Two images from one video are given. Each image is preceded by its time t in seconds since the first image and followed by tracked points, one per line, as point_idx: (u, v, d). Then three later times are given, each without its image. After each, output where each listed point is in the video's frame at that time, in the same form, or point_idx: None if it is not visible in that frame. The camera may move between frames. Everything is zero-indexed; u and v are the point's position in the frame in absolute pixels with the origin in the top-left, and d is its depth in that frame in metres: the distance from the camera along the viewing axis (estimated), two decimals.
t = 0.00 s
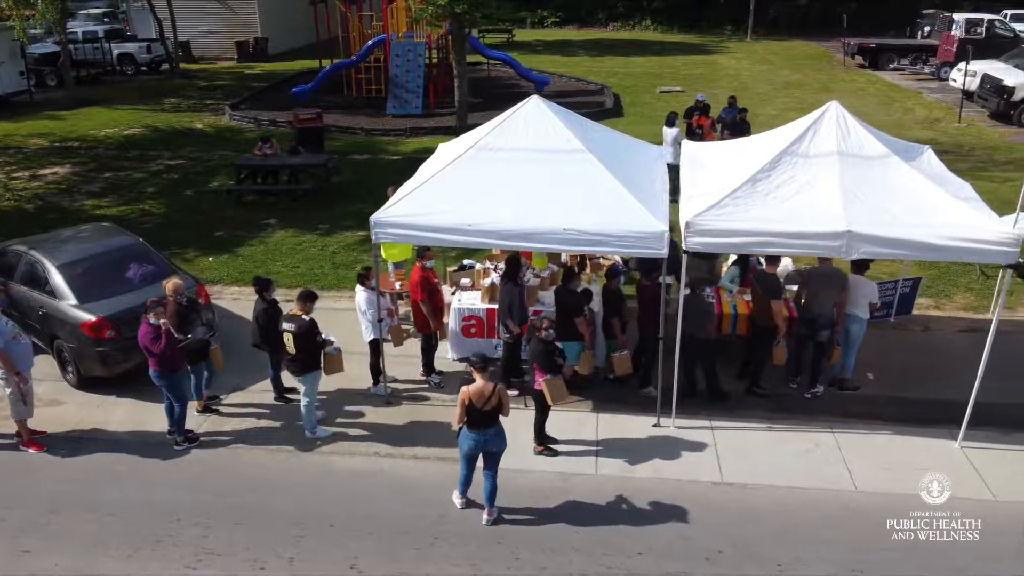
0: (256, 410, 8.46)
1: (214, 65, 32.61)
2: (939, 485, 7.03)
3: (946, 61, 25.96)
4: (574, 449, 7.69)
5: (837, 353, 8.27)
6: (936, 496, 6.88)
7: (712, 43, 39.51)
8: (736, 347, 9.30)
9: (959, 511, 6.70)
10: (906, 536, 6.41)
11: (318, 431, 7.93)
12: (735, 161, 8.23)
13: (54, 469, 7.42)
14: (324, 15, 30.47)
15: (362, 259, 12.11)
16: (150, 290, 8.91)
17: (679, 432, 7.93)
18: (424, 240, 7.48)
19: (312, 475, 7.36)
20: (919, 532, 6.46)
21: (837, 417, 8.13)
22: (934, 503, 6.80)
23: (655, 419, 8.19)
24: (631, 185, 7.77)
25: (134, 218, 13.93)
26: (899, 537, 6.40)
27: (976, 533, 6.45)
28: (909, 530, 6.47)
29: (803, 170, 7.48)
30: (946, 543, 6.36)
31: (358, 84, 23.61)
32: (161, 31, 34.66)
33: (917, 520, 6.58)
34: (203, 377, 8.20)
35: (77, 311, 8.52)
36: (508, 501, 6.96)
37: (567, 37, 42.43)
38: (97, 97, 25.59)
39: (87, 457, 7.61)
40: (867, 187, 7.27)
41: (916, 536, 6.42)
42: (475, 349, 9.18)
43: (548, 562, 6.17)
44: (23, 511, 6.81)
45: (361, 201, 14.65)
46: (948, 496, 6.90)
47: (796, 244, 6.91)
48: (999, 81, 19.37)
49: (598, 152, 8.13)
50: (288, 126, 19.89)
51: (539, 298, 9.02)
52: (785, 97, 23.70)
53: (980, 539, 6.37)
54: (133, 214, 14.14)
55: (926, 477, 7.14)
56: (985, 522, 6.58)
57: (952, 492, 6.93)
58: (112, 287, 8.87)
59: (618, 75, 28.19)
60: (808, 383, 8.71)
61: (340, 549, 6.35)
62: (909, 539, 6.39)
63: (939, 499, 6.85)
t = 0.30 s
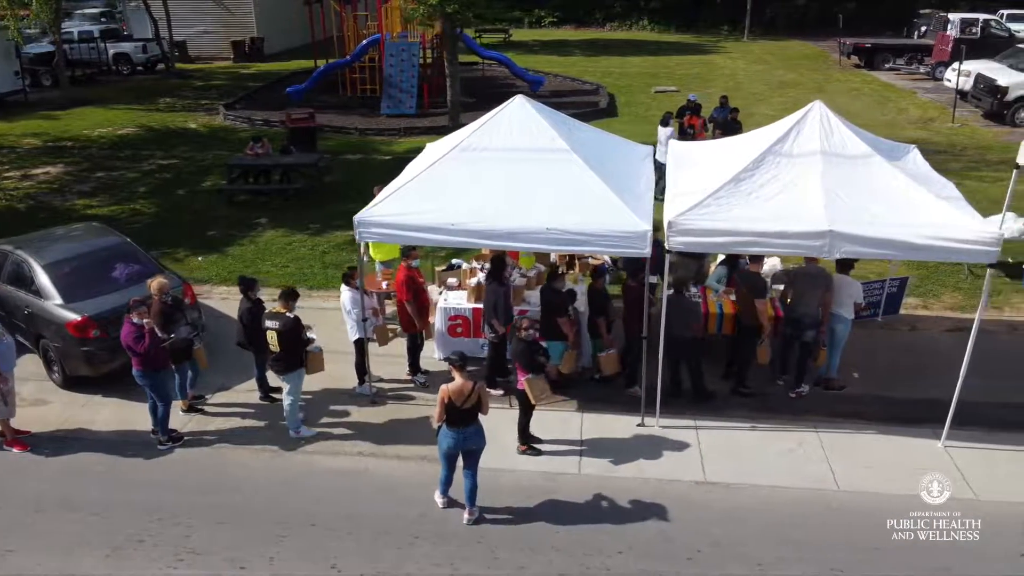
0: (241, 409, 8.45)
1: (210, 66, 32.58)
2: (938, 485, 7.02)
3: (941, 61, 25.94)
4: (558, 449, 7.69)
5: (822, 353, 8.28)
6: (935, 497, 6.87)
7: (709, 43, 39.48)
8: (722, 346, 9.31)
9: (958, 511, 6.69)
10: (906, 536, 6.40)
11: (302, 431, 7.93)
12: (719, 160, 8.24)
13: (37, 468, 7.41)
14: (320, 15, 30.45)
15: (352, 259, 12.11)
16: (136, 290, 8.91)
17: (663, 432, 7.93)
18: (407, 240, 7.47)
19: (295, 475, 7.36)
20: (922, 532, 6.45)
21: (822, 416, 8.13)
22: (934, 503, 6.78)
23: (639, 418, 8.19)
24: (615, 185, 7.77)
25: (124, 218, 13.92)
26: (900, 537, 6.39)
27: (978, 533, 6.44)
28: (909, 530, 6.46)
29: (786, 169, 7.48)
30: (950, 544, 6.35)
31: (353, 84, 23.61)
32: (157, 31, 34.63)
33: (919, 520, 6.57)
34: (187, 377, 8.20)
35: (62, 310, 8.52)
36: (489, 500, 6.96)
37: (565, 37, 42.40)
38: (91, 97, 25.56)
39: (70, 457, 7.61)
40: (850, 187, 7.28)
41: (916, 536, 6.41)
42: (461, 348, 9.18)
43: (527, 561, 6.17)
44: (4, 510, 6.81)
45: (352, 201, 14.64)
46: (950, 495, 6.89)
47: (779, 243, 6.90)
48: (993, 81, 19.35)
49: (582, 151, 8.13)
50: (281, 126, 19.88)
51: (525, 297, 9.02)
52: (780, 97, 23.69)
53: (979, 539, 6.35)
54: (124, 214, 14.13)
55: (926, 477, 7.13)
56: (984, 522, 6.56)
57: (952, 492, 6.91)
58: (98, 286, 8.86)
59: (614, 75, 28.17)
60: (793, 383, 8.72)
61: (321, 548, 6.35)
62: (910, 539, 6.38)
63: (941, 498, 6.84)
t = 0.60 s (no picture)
0: (225, 409, 8.45)
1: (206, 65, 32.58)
2: (938, 485, 7.01)
3: (936, 61, 25.94)
4: (541, 449, 7.69)
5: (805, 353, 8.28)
6: (935, 496, 6.86)
7: (706, 43, 39.47)
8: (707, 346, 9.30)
9: (958, 511, 6.68)
10: (906, 536, 6.40)
11: (286, 430, 7.94)
12: (703, 160, 8.24)
13: (20, 468, 7.42)
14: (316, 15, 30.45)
15: (341, 259, 12.12)
16: (122, 289, 8.91)
17: (647, 431, 7.93)
18: (389, 240, 7.47)
19: (278, 475, 7.36)
20: (920, 532, 6.45)
21: (806, 416, 8.13)
22: (934, 502, 6.77)
23: (624, 418, 8.19)
24: (599, 185, 7.77)
25: (115, 218, 13.92)
26: (899, 537, 6.38)
27: (977, 533, 6.42)
28: (909, 530, 6.46)
29: (769, 169, 7.49)
30: (948, 544, 6.34)
31: (347, 84, 23.63)
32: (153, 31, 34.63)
33: (918, 520, 6.56)
34: (171, 377, 8.20)
35: (47, 309, 8.51)
36: (471, 500, 6.95)
37: (562, 37, 42.39)
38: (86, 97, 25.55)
39: (53, 456, 7.61)
40: (833, 187, 7.28)
41: (916, 535, 6.41)
42: (448, 348, 9.18)
43: (507, 561, 6.17)
44: None
45: (343, 201, 14.64)
46: (949, 496, 6.87)
47: (761, 243, 6.91)
48: (986, 81, 19.34)
49: (566, 151, 8.14)
50: (274, 126, 19.89)
51: (511, 297, 9.01)
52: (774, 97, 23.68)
53: (979, 539, 6.34)
54: (115, 213, 14.13)
55: (926, 477, 7.12)
56: (984, 522, 6.54)
57: (952, 491, 6.91)
58: (84, 286, 8.87)
59: (609, 75, 28.17)
60: (778, 383, 8.72)
61: (301, 548, 6.35)
62: (910, 538, 6.38)
63: (940, 499, 6.83)
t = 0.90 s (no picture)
0: (210, 409, 8.44)
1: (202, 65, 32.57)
2: (938, 485, 6.99)
3: (931, 61, 25.94)
4: (526, 449, 7.68)
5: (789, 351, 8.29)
6: (935, 496, 6.85)
7: (703, 43, 39.45)
8: (694, 346, 9.31)
9: (958, 511, 6.66)
10: (907, 536, 6.39)
11: (271, 429, 7.95)
12: (688, 159, 8.25)
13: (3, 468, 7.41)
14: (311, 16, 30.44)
15: (331, 258, 12.12)
16: (109, 289, 8.90)
17: (631, 431, 7.93)
18: (373, 239, 7.48)
19: (261, 474, 7.36)
20: (921, 532, 6.44)
21: (791, 415, 8.14)
22: (934, 502, 6.76)
23: (608, 417, 8.19)
24: (582, 184, 7.77)
25: (106, 218, 13.90)
26: (900, 538, 6.37)
27: (977, 533, 6.41)
28: (909, 530, 6.46)
29: (752, 169, 7.49)
30: (949, 544, 6.32)
31: (342, 83, 23.63)
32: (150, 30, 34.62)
33: (918, 520, 6.56)
34: (157, 376, 8.19)
35: (33, 309, 8.50)
36: (453, 500, 6.95)
37: (559, 36, 42.38)
38: (81, 96, 25.53)
39: (37, 456, 7.61)
40: (816, 186, 7.28)
41: (916, 535, 6.40)
42: (434, 349, 9.19)
43: (487, 560, 6.17)
44: None
45: (335, 200, 14.64)
46: (948, 496, 6.85)
47: (743, 242, 6.91)
48: (979, 81, 19.34)
49: (551, 150, 8.14)
50: (267, 126, 19.89)
51: (497, 296, 9.01)
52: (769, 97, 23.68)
53: (980, 539, 6.32)
54: (106, 213, 14.12)
55: (926, 477, 7.11)
56: (984, 521, 6.54)
57: (952, 491, 6.90)
58: (71, 286, 8.86)
59: (605, 75, 28.16)
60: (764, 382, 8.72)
61: (281, 547, 6.35)
62: (910, 538, 6.37)
63: (939, 498, 6.81)
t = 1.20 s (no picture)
0: (195, 409, 8.45)
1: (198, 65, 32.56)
2: (938, 485, 6.98)
3: (926, 61, 25.93)
4: (509, 448, 7.69)
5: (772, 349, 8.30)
6: (935, 497, 6.83)
7: (699, 43, 39.43)
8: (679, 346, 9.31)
9: (958, 511, 6.64)
10: (906, 536, 6.36)
11: (256, 427, 7.95)
12: (673, 159, 8.25)
13: None
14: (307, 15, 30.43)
15: (321, 258, 12.11)
16: (95, 288, 8.89)
17: (616, 430, 7.93)
18: (356, 239, 7.47)
19: (244, 473, 7.36)
20: (920, 532, 6.41)
21: (775, 414, 8.15)
22: (933, 503, 6.75)
23: (593, 416, 8.19)
24: (566, 184, 7.77)
25: (96, 217, 13.89)
26: (899, 537, 6.35)
27: (976, 533, 6.39)
28: (909, 530, 6.43)
29: (736, 168, 7.49)
30: (948, 544, 6.29)
31: (337, 83, 23.64)
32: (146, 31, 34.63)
33: (917, 520, 6.53)
34: (141, 376, 8.19)
35: (18, 308, 8.48)
36: (435, 499, 6.95)
37: (556, 37, 42.36)
38: (76, 96, 25.51)
39: (19, 455, 7.61)
40: (798, 186, 7.28)
41: (915, 536, 6.37)
42: (421, 349, 9.19)
43: (468, 560, 6.17)
44: None
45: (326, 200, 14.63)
46: (948, 496, 6.83)
47: (724, 242, 6.91)
48: (973, 80, 19.33)
49: (534, 150, 8.14)
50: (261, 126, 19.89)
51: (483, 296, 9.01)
52: (763, 97, 23.68)
53: (979, 540, 6.30)
54: (97, 213, 14.11)
55: (926, 477, 7.09)
56: (985, 522, 6.52)
57: (952, 492, 6.87)
58: (57, 285, 8.84)
59: (600, 75, 28.15)
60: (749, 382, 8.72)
61: (262, 547, 6.34)
62: (909, 539, 6.34)
63: (940, 499, 6.80)
